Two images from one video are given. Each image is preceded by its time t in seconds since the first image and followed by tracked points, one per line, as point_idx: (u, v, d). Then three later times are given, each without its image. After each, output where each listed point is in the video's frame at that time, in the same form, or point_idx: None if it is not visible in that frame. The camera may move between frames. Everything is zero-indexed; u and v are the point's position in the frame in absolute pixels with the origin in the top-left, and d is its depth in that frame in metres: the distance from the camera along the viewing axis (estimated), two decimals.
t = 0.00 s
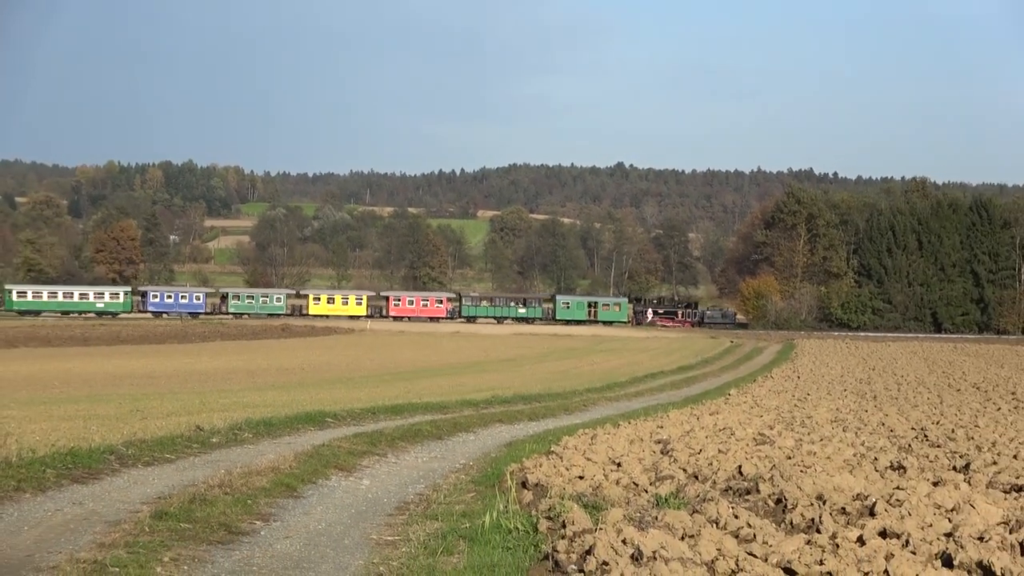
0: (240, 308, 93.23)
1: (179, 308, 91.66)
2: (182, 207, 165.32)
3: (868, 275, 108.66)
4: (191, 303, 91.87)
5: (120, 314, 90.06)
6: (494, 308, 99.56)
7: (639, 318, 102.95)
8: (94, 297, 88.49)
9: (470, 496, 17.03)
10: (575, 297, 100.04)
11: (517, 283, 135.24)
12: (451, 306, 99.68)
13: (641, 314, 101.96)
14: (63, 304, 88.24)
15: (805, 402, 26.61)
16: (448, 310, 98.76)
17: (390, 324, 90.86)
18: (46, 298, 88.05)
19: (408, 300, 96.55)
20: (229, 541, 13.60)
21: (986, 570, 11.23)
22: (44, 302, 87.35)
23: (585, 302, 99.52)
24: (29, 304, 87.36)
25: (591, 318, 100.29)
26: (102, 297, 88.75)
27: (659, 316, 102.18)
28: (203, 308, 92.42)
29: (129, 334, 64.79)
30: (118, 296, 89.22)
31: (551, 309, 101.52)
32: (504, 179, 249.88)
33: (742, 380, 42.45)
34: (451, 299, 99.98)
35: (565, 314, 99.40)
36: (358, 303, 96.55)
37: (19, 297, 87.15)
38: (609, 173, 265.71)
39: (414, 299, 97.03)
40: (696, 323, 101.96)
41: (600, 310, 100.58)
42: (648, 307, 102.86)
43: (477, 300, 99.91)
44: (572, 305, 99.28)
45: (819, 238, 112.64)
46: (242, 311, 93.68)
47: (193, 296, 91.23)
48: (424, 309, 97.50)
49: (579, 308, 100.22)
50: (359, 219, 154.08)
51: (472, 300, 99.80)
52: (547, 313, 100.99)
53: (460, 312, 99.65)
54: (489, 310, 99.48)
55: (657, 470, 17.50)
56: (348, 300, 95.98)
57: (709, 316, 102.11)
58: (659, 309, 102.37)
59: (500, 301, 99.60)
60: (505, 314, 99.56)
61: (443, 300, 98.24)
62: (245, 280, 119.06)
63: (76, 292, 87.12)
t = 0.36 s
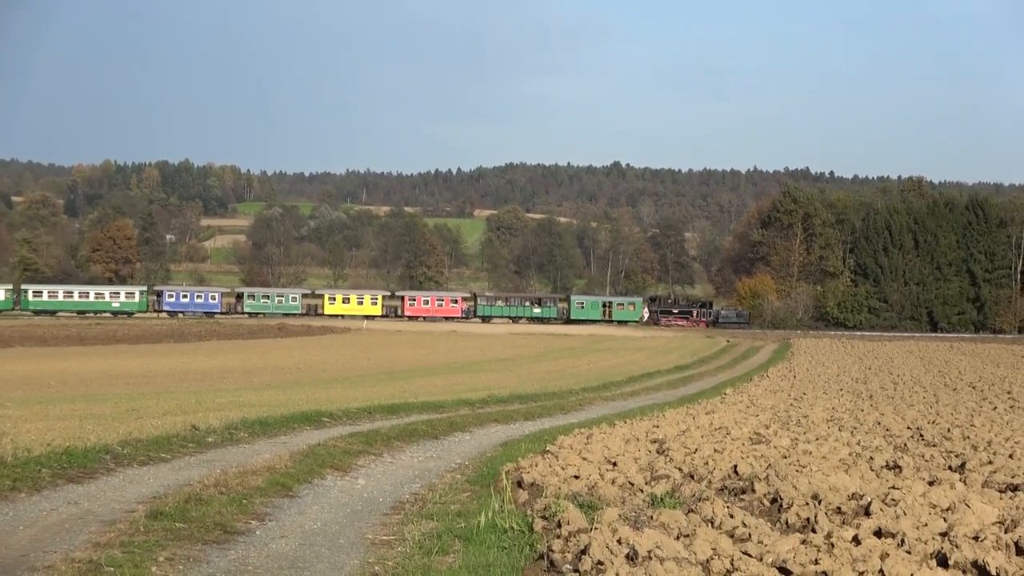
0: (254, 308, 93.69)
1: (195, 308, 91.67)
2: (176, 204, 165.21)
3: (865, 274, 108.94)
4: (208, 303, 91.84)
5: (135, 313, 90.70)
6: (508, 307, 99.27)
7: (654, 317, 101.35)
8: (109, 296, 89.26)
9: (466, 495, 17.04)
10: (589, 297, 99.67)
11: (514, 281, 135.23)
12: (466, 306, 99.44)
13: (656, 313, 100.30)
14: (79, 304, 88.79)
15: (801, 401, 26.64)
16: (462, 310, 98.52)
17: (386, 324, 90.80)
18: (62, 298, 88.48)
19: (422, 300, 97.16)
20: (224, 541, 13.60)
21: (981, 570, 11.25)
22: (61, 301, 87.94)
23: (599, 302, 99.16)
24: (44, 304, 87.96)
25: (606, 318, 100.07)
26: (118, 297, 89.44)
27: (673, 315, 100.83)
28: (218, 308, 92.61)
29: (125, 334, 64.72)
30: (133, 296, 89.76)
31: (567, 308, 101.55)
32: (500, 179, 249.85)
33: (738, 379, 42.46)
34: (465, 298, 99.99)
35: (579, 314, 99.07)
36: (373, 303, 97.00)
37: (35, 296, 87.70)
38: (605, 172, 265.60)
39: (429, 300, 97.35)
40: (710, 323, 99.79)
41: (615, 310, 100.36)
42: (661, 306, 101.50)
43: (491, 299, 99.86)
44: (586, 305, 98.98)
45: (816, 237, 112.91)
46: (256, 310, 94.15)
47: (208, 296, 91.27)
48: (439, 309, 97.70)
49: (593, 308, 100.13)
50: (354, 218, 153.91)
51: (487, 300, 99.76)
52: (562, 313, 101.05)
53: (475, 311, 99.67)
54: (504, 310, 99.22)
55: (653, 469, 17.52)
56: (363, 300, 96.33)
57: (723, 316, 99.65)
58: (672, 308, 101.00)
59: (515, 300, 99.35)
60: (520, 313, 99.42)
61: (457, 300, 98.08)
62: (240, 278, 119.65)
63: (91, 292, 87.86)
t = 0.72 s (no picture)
0: (269, 307, 93.76)
1: (209, 308, 91.49)
2: (170, 203, 164.85)
3: (859, 273, 109.74)
4: (222, 302, 91.96)
5: (149, 313, 90.43)
6: (521, 307, 99.92)
7: (666, 317, 99.66)
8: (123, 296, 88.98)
9: (460, 494, 17.03)
10: (602, 296, 99.45)
11: (509, 280, 135.13)
12: (479, 305, 100.06)
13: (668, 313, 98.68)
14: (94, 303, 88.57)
15: (795, 400, 26.69)
16: (476, 309, 99.22)
17: (381, 322, 90.79)
18: (76, 297, 88.13)
19: (436, 299, 97.32)
20: (218, 539, 13.60)
21: (977, 568, 11.28)
22: (75, 300, 87.65)
23: (612, 302, 99.14)
24: (59, 303, 87.75)
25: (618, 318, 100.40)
26: (132, 296, 89.12)
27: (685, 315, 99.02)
28: (231, 307, 92.60)
29: (118, 332, 64.53)
30: (147, 295, 89.35)
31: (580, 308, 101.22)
32: (495, 177, 249.72)
33: (732, 378, 42.47)
34: (478, 298, 100.62)
35: (591, 314, 98.57)
36: (387, 302, 97.37)
37: (49, 295, 87.45)
38: (600, 172, 265.45)
39: (443, 298, 97.78)
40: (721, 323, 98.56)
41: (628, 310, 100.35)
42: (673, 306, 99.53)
43: (504, 299, 100.17)
44: (600, 305, 98.77)
45: (811, 235, 113.34)
46: (270, 310, 94.25)
47: (223, 296, 91.41)
48: (453, 308, 97.87)
49: (606, 308, 99.61)
50: (349, 217, 153.57)
51: (500, 299, 100.12)
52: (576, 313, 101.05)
53: (489, 311, 100.70)
54: (517, 309, 99.98)
55: (647, 468, 17.54)
56: (378, 300, 96.71)
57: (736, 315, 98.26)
58: (683, 307, 98.50)
59: (528, 300, 99.87)
60: (533, 313, 99.93)
61: (470, 299, 98.58)
62: (234, 277, 119.42)
63: (105, 291, 87.64)
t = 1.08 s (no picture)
0: (282, 304, 94.90)
1: (222, 305, 92.37)
2: (163, 201, 164.65)
3: (853, 268, 110.04)
4: (234, 300, 92.91)
5: (162, 311, 90.97)
6: (534, 303, 99.63)
7: (679, 313, 99.56)
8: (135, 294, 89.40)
9: (454, 491, 17.05)
10: (615, 293, 99.71)
11: (503, 277, 135.22)
12: (492, 302, 100.43)
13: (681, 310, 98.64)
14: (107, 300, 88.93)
15: (789, 396, 26.76)
16: (488, 305, 99.41)
17: (375, 319, 90.70)
18: (89, 296, 88.43)
19: (448, 296, 97.21)
20: (212, 536, 13.61)
21: (970, 565, 11.34)
22: (88, 298, 87.98)
23: (625, 298, 99.25)
24: (72, 300, 87.93)
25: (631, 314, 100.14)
26: (144, 294, 89.59)
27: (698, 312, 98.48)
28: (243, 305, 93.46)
29: (112, 330, 64.43)
30: (160, 293, 89.93)
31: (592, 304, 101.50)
32: (489, 174, 249.63)
33: (725, 374, 42.54)
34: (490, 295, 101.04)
35: (604, 310, 99.29)
36: (399, 299, 97.94)
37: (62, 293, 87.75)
38: (593, 168, 265.54)
39: (456, 295, 97.41)
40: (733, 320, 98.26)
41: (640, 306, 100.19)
42: (686, 302, 99.16)
43: (516, 295, 100.07)
44: (611, 302, 99.12)
45: (804, 231, 113.35)
46: (283, 308, 95.32)
47: (235, 292, 92.46)
48: (465, 305, 97.87)
49: (619, 304, 99.86)
50: (342, 214, 153.34)
51: (513, 296, 99.88)
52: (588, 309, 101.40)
53: (501, 308, 100.47)
54: (530, 306, 99.57)
55: (642, 464, 17.57)
56: (390, 297, 97.27)
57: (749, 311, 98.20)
58: (696, 304, 97.60)
59: (540, 297, 99.57)
60: (545, 310, 99.79)
61: (483, 296, 98.86)
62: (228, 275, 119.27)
63: (118, 289, 88.20)
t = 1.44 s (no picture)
0: (294, 300, 95.64)
1: (234, 301, 92.83)
2: (157, 196, 164.29)
3: (846, 264, 110.10)
4: (246, 295, 93.19)
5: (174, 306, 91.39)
6: (546, 299, 99.99)
7: (690, 310, 99.07)
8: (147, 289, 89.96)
9: (448, 486, 17.08)
10: (626, 289, 100.20)
11: (496, 273, 135.28)
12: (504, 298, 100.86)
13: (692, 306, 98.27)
14: (117, 296, 89.57)
15: (783, 392, 26.84)
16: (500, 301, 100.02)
17: (369, 314, 90.71)
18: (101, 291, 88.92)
19: (460, 292, 97.38)
20: (206, 532, 13.61)
21: (964, 561, 11.40)
22: (101, 294, 88.32)
23: (635, 294, 99.46)
24: (83, 296, 88.36)
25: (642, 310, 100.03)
26: (156, 290, 90.20)
27: (709, 307, 97.91)
28: (256, 301, 93.91)
29: (105, 325, 64.34)
30: (173, 288, 90.51)
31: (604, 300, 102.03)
32: (482, 170, 249.58)
33: (719, 370, 42.65)
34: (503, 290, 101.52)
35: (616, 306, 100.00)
36: (411, 295, 98.24)
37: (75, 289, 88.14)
38: (587, 163, 265.62)
39: (468, 291, 97.27)
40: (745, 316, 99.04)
41: (651, 302, 99.91)
42: (697, 298, 98.78)
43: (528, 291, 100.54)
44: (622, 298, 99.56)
45: (797, 228, 113.93)
46: (295, 303, 96.11)
47: (248, 288, 92.78)
48: (478, 301, 98.08)
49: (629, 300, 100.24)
50: (336, 209, 153.03)
51: (525, 292, 100.20)
52: (600, 305, 101.98)
53: (514, 303, 100.98)
54: (541, 302, 99.92)
55: (635, 459, 17.62)
56: (402, 292, 97.62)
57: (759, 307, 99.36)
58: (708, 299, 98.31)
59: (552, 292, 99.99)
60: (556, 306, 100.11)
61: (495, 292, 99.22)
62: (221, 270, 119.04)
63: (131, 285, 88.84)
